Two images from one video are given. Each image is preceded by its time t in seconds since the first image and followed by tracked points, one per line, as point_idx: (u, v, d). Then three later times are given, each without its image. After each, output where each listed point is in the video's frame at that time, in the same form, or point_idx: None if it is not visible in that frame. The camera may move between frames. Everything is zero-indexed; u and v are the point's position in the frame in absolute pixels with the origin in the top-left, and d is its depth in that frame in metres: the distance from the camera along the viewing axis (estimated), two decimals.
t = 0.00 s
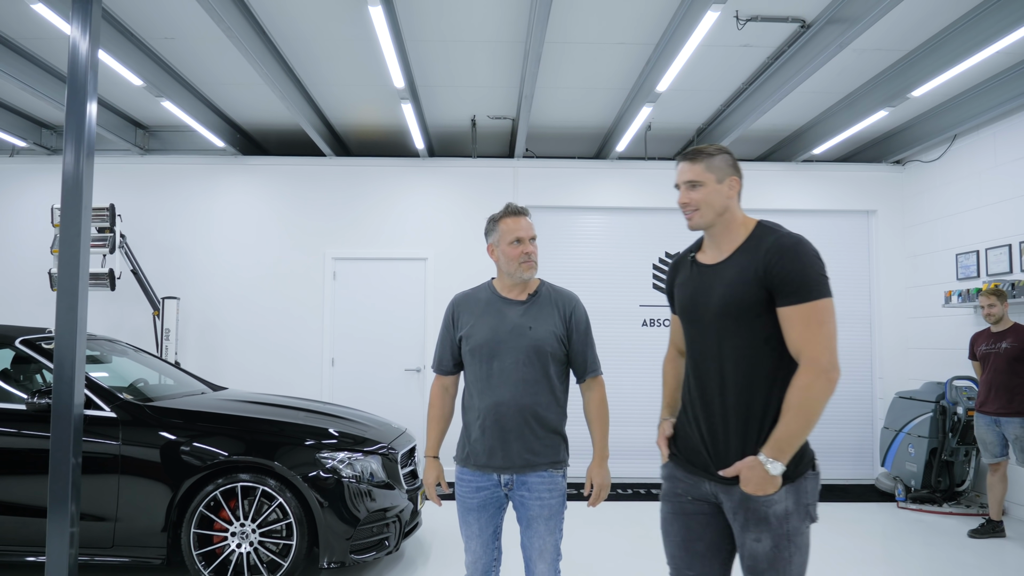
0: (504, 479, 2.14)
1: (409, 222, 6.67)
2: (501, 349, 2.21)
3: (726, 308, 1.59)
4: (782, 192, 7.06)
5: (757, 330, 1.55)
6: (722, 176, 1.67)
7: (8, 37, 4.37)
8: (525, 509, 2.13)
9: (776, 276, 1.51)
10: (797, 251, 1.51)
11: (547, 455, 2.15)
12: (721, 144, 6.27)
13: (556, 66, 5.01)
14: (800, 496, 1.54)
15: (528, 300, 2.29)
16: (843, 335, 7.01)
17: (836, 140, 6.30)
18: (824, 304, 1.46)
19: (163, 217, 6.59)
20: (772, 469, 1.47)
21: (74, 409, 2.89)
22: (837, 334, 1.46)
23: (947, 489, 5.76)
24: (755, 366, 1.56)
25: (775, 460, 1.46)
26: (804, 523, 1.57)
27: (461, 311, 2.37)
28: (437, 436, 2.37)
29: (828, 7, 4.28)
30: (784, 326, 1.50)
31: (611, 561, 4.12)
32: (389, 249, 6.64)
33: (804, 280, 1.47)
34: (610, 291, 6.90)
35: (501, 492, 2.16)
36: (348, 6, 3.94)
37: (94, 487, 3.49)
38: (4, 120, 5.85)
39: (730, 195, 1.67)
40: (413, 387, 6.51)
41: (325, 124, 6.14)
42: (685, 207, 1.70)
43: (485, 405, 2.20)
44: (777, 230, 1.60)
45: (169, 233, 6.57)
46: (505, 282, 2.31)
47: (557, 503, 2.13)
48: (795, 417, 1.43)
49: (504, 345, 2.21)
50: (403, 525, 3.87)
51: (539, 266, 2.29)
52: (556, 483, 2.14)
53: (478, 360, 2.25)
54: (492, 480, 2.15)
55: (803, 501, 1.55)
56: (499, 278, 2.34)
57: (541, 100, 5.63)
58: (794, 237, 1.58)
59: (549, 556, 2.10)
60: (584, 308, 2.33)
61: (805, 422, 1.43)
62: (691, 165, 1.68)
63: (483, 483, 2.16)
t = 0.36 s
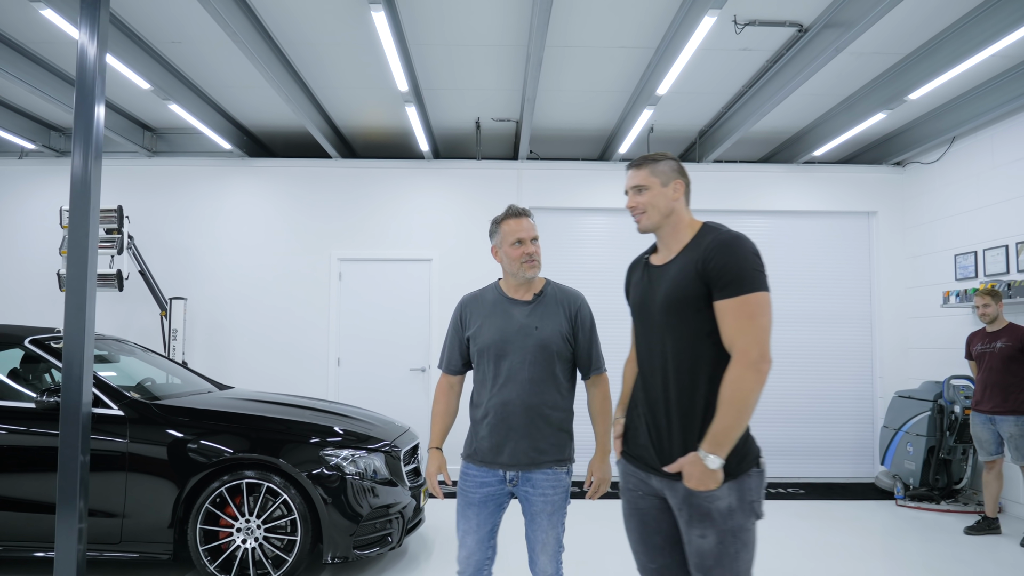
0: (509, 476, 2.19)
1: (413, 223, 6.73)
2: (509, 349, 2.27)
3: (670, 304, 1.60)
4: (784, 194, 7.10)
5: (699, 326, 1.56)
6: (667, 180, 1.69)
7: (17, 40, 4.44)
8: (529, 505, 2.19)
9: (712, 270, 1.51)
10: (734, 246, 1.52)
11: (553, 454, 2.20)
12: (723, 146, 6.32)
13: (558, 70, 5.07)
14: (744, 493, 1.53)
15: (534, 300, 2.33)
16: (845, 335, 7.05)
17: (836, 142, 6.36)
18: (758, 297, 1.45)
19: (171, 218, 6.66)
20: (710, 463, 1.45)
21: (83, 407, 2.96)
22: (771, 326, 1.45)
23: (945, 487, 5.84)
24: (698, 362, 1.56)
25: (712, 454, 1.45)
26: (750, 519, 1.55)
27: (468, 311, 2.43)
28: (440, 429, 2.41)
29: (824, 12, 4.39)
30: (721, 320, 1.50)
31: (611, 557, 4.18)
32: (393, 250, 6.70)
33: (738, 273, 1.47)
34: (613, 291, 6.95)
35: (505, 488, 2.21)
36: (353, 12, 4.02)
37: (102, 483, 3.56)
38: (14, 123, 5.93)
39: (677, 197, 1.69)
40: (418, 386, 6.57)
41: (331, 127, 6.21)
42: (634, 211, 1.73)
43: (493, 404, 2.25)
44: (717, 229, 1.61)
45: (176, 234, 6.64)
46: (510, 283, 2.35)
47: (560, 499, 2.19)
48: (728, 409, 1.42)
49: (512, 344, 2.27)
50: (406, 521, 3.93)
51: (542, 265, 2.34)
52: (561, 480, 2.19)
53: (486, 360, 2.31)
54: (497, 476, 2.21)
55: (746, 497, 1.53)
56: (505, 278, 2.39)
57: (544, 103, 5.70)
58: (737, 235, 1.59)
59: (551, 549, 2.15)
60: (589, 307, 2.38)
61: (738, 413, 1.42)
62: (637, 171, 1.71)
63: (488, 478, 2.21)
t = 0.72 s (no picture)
0: (499, 471, 2.24)
1: (416, 224, 6.79)
2: (500, 347, 2.35)
3: (631, 298, 1.67)
4: (784, 194, 7.15)
5: (659, 318, 1.63)
6: (624, 187, 1.76)
7: (25, 44, 4.51)
8: (520, 499, 2.25)
9: (672, 265, 1.59)
10: (691, 243, 1.61)
11: (545, 449, 2.26)
12: (722, 147, 6.38)
13: (557, 72, 5.13)
14: (690, 479, 1.59)
15: (523, 299, 2.40)
16: (844, 335, 7.10)
17: (834, 143, 6.42)
18: (714, 288, 1.53)
19: (176, 219, 6.74)
20: (659, 436, 1.51)
21: (90, 403, 3.03)
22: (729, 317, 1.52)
23: (940, 484, 5.99)
24: (658, 353, 1.63)
25: (662, 428, 1.51)
26: (693, 509, 1.61)
27: (461, 312, 2.51)
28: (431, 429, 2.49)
29: (818, 16, 4.47)
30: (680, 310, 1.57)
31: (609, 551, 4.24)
32: (395, 250, 6.77)
33: (696, 267, 1.55)
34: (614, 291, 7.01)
35: (494, 483, 2.25)
36: (355, 17, 4.09)
37: (108, 479, 3.63)
38: (22, 126, 6.01)
39: (633, 203, 1.76)
40: (421, 385, 6.63)
41: (335, 129, 6.29)
42: (593, 218, 1.80)
43: (486, 401, 2.32)
44: (672, 230, 1.68)
45: (181, 235, 6.72)
46: (498, 284, 2.42)
47: (551, 493, 2.25)
48: (684, 388, 1.48)
49: (503, 343, 2.34)
50: (407, 517, 3.99)
51: (527, 265, 2.39)
52: (551, 475, 2.25)
53: (479, 358, 2.38)
54: (487, 470, 2.25)
55: (692, 485, 1.59)
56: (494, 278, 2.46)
57: (544, 105, 5.76)
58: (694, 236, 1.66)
59: (544, 541, 2.19)
60: (579, 305, 2.44)
61: (690, 395, 1.48)
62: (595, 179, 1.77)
63: (477, 472, 2.26)
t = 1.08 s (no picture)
0: (461, 466, 2.26)
1: (416, 224, 6.86)
2: (457, 344, 2.35)
3: (609, 301, 1.83)
4: (781, 194, 7.20)
5: (637, 318, 1.79)
6: (601, 191, 1.99)
7: (31, 47, 4.58)
8: (485, 494, 2.27)
9: (645, 269, 1.74)
10: (661, 246, 1.76)
11: (500, 445, 2.27)
12: (720, 148, 6.45)
13: (556, 75, 5.20)
14: (663, 473, 1.73)
15: (483, 296, 2.39)
16: (840, 334, 7.15)
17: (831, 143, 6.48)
18: (685, 290, 1.68)
19: (179, 219, 6.81)
20: (631, 433, 1.64)
21: (96, 401, 3.10)
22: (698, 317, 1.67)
23: (935, 481, 6.05)
24: (638, 350, 1.79)
25: (634, 425, 1.64)
26: (666, 502, 1.75)
27: (424, 307, 2.50)
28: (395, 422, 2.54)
29: (812, 20, 4.55)
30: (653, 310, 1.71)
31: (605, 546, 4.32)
32: (397, 250, 6.83)
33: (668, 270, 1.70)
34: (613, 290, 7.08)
35: (458, 478, 2.27)
36: (356, 21, 4.16)
37: (115, 475, 3.71)
38: (28, 128, 6.09)
39: (609, 206, 1.99)
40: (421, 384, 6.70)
41: (336, 130, 6.35)
42: (575, 220, 2.03)
43: (442, 395, 2.34)
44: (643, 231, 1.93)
45: (184, 235, 6.79)
46: (459, 280, 2.41)
47: (516, 485, 2.27)
48: (656, 387, 1.63)
49: (460, 340, 2.34)
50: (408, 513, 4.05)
51: (487, 261, 2.39)
52: (512, 468, 2.27)
53: (438, 355, 2.38)
54: (450, 466, 2.27)
55: (666, 478, 1.74)
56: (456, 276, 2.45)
57: (543, 107, 5.83)
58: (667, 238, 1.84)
59: (515, 532, 2.24)
60: (538, 302, 2.40)
61: (662, 392, 1.62)
62: (574, 185, 2.01)
63: (441, 468, 2.28)
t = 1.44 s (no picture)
0: (420, 460, 2.29)
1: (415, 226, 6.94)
2: (409, 347, 2.38)
3: (589, 302, 2.09)
4: (776, 196, 7.29)
5: (613, 319, 2.06)
6: (588, 191, 2.15)
7: (37, 53, 4.66)
8: (445, 486, 2.30)
9: (620, 271, 2.00)
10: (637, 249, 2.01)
11: (453, 444, 2.30)
12: (716, 150, 6.53)
13: (552, 79, 5.28)
14: (633, 471, 2.02)
15: (436, 300, 2.41)
16: (834, 334, 7.23)
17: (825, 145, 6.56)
18: (659, 293, 1.94)
19: (182, 221, 6.90)
20: (600, 432, 1.94)
21: (102, 398, 3.18)
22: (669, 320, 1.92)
23: (927, 479, 6.12)
24: (612, 349, 2.06)
25: (602, 424, 1.93)
26: (638, 497, 2.03)
27: (378, 309, 2.53)
28: (331, 406, 2.55)
29: (804, 24, 4.64)
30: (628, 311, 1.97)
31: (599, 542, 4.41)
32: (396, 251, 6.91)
33: (642, 271, 1.95)
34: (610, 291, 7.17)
35: (418, 472, 2.30)
36: (355, 26, 4.24)
37: (120, 470, 3.78)
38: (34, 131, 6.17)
39: (596, 206, 2.16)
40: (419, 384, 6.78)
41: (337, 132, 6.44)
42: (561, 218, 2.20)
43: (397, 397, 2.38)
44: (627, 231, 2.13)
45: (186, 236, 6.88)
46: (414, 286, 2.44)
47: (475, 475, 2.30)
48: (627, 385, 1.89)
49: (412, 343, 2.37)
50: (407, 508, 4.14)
51: (441, 267, 2.41)
52: (470, 458, 2.31)
53: (393, 358, 2.42)
54: (410, 460, 2.30)
55: (637, 474, 2.03)
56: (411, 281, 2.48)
57: (541, 109, 5.91)
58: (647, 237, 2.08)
59: (482, 521, 2.28)
60: (488, 303, 2.42)
61: (629, 393, 1.89)
62: (563, 184, 2.17)
63: (401, 462, 2.31)
